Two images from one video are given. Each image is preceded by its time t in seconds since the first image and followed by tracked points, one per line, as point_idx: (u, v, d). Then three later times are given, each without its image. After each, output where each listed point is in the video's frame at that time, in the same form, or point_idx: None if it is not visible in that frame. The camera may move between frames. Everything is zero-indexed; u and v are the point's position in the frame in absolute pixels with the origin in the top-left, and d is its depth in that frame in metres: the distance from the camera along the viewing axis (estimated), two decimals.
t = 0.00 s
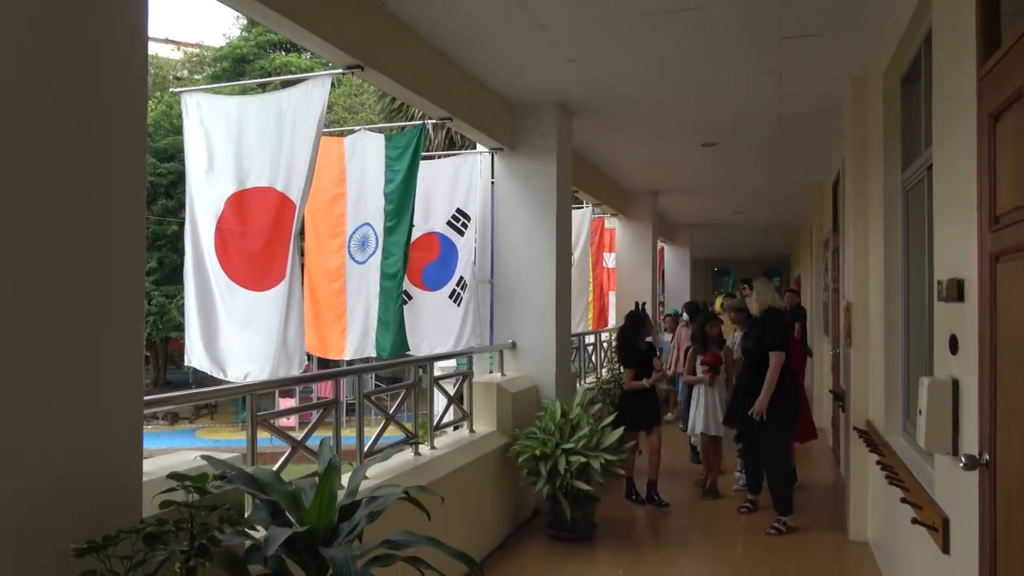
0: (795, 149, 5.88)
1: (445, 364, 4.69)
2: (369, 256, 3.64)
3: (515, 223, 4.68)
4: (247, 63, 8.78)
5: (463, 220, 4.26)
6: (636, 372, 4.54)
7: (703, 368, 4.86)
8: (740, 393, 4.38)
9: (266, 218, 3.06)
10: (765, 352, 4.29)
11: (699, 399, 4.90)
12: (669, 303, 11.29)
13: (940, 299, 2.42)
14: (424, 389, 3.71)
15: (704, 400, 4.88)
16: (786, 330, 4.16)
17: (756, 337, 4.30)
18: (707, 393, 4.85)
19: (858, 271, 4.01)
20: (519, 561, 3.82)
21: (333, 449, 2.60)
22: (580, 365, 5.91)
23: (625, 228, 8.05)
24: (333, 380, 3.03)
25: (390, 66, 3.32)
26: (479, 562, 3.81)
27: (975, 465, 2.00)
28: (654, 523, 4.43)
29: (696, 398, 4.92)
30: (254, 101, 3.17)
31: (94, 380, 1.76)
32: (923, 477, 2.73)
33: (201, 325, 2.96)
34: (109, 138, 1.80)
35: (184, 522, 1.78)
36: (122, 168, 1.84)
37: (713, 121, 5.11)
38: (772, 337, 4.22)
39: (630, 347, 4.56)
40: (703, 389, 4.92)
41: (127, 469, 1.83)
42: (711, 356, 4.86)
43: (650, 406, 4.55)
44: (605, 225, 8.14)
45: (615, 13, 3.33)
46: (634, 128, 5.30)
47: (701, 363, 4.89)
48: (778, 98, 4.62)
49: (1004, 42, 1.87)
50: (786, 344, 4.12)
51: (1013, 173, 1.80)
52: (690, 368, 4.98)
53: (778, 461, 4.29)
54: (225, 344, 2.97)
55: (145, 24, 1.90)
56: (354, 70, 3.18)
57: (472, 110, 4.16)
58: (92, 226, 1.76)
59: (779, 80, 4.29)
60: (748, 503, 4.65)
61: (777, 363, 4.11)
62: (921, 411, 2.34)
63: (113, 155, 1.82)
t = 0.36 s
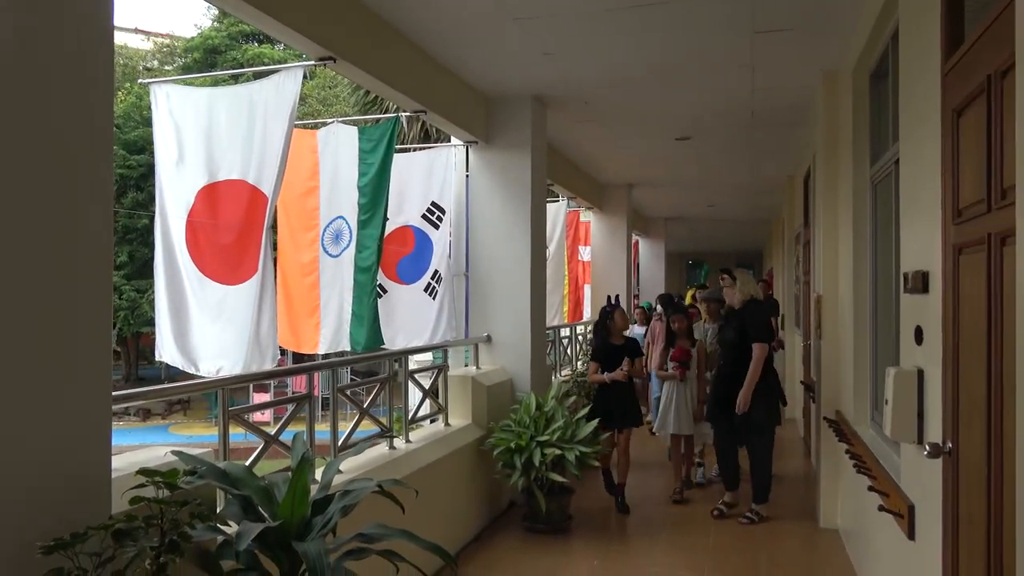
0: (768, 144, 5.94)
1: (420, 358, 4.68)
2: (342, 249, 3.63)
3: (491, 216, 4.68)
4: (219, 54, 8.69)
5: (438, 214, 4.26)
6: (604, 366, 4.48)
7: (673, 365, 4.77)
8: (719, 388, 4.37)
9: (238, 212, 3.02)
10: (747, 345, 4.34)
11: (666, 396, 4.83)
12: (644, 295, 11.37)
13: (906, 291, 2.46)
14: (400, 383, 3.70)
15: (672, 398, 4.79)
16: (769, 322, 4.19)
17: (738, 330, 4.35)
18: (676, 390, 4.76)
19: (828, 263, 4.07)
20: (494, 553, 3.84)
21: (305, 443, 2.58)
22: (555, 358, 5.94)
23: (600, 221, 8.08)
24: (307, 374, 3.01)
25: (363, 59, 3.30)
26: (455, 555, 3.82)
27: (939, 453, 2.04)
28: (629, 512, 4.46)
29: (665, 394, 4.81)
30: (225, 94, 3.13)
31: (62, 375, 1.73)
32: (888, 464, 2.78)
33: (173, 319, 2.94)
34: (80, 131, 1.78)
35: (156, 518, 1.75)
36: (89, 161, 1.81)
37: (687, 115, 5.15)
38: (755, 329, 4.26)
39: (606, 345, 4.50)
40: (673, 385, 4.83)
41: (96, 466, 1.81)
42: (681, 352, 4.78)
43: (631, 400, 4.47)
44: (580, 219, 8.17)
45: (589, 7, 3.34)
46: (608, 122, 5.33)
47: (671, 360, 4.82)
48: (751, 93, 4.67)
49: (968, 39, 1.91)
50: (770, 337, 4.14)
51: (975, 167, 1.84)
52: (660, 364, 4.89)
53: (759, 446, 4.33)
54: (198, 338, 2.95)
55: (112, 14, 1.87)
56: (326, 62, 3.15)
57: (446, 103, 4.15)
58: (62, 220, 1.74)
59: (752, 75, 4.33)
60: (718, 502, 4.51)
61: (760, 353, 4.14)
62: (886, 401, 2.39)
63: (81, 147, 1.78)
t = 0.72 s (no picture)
0: (754, 137, 5.97)
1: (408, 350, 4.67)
2: (330, 243, 3.63)
3: (478, 209, 4.67)
4: (203, 46, 8.62)
5: (425, 207, 4.25)
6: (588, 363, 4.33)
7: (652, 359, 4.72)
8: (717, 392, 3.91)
9: (225, 206, 3.01)
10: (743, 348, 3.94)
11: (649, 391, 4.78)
12: (631, 289, 11.40)
13: (892, 283, 2.48)
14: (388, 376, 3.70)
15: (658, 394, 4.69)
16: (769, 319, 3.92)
17: (735, 328, 3.92)
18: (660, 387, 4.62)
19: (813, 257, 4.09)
20: (483, 546, 3.84)
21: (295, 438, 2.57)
22: (544, 351, 5.94)
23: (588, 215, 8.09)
24: (295, 368, 2.99)
25: (349, 52, 3.28)
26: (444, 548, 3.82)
27: (926, 443, 2.07)
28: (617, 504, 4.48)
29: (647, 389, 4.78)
30: (211, 87, 3.10)
31: (49, 369, 1.71)
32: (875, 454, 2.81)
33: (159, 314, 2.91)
34: (65, 123, 1.76)
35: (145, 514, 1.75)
36: (76, 154, 1.79)
37: (675, 108, 5.16)
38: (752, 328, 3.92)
39: (589, 342, 4.36)
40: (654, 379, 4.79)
41: (85, 461, 1.79)
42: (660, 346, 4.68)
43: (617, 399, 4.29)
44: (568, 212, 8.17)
45: None
46: (596, 115, 5.32)
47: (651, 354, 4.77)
48: (738, 86, 4.68)
49: (955, 31, 1.92)
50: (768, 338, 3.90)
51: (961, 159, 1.86)
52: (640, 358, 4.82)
53: (739, 447, 4.19)
54: (185, 334, 2.93)
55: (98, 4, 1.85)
56: (313, 54, 3.13)
57: (434, 96, 4.13)
58: (48, 213, 1.72)
59: (739, 68, 4.34)
60: (704, 511, 4.14)
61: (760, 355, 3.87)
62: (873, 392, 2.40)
63: (67, 140, 1.76)
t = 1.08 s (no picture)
0: (741, 130, 6.00)
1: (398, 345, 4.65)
2: (319, 237, 3.59)
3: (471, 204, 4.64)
4: (183, 37, 8.53)
5: (414, 201, 4.24)
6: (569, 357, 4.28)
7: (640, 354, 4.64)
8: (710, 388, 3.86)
9: (214, 198, 2.98)
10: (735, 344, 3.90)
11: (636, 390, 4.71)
12: (616, 281, 11.45)
13: (884, 277, 2.51)
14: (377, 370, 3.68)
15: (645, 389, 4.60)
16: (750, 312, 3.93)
17: (724, 322, 3.87)
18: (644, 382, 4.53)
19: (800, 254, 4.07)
20: (475, 539, 3.85)
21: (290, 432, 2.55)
22: (532, 344, 5.94)
23: (574, 208, 8.10)
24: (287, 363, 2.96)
25: (339, 42, 3.25)
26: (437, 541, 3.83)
27: (918, 435, 2.10)
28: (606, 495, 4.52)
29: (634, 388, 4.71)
30: (201, 78, 3.05)
31: (46, 365, 1.69)
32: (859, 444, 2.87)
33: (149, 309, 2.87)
34: (59, 114, 1.73)
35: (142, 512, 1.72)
36: (71, 149, 1.76)
37: (663, 101, 5.17)
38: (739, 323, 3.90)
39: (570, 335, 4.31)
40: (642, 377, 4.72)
41: (82, 459, 1.77)
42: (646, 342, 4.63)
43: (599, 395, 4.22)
44: (554, 205, 8.18)
45: None
46: (584, 108, 5.32)
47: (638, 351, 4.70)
48: (726, 80, 4.70)
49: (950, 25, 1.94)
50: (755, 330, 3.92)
51: (956, 154, 1.88)
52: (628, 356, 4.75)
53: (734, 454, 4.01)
54: (175, 329, 2.89)
55: None
56: (302, 45, 3.10)
57: (423, 89, 4.11)
58: (43, 205, 1.69)
59: (727, 62, 4.36)
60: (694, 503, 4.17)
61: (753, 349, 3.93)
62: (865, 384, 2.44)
63: (63, 133, 1.74)
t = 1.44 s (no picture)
0: (712, 124, 6.06)
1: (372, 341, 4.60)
2: (293, 232, 3.54)
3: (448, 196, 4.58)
4: (143, 27, 8.33)
5: (389, 194, 4.22)
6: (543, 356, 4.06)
7: (610, 349, 4.49)
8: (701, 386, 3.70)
9: (187, 192, 2.92)
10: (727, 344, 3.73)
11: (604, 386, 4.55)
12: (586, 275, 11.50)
13: (860, 270, 2.56)
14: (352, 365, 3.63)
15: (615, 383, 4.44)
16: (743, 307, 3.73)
17: (715, 317, 3.70)
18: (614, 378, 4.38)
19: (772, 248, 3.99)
20: (454, 534, 3.85)
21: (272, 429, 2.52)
22: (506, 338, 5.94)
23: (546, 201, 8.11)
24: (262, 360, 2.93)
25: (316, 34, 3.21)
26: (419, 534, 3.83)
27: (895, 424, 2.14)
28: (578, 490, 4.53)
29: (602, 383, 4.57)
30: (176, 70, 2.99)
31: (26, 365, 1.64)
32: (836, 435, 2.93)
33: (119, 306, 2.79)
34: (38, 105, 1.67)
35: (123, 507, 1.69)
36: (51, 141, 1.71)
37: (636, 95, 5.19)
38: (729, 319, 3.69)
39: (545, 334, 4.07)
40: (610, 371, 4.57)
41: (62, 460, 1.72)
42: (618, 336, 4.47)
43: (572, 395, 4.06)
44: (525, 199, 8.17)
45: None
46: (558, 102, 5.33)
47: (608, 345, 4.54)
48: (699, 75, 4.74)
49: (927, 24, 1.99)
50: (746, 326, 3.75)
51: (934, 149, 1.93)
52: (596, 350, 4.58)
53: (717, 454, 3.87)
54: (147, 326, 2.81)
55: None
56: (278, 38, 3.06)
57: (398, 82, 4.07)
58: (24, 198, 1.64)
59: (700, 57, 4.40)
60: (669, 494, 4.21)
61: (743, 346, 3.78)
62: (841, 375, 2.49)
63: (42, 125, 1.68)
